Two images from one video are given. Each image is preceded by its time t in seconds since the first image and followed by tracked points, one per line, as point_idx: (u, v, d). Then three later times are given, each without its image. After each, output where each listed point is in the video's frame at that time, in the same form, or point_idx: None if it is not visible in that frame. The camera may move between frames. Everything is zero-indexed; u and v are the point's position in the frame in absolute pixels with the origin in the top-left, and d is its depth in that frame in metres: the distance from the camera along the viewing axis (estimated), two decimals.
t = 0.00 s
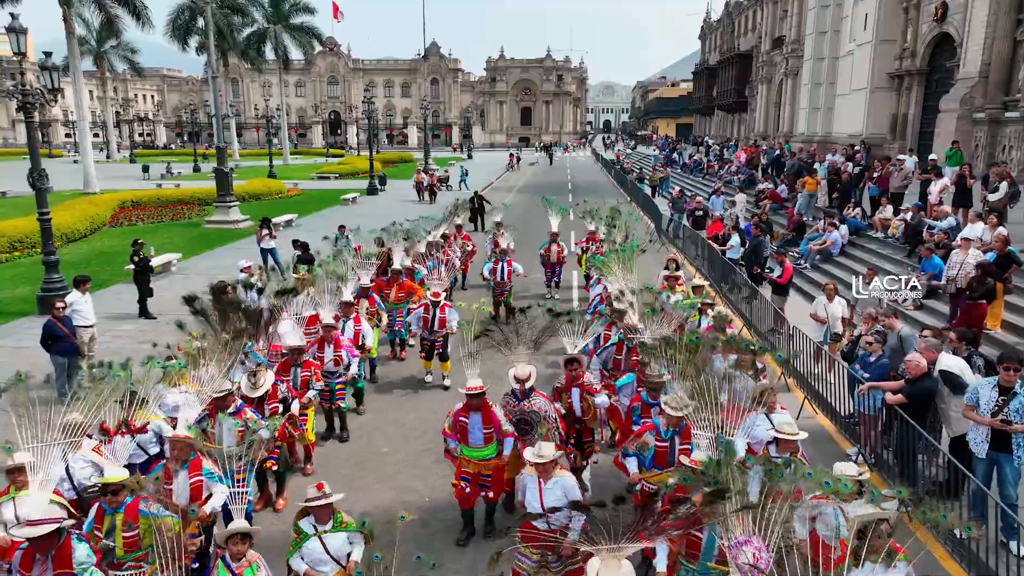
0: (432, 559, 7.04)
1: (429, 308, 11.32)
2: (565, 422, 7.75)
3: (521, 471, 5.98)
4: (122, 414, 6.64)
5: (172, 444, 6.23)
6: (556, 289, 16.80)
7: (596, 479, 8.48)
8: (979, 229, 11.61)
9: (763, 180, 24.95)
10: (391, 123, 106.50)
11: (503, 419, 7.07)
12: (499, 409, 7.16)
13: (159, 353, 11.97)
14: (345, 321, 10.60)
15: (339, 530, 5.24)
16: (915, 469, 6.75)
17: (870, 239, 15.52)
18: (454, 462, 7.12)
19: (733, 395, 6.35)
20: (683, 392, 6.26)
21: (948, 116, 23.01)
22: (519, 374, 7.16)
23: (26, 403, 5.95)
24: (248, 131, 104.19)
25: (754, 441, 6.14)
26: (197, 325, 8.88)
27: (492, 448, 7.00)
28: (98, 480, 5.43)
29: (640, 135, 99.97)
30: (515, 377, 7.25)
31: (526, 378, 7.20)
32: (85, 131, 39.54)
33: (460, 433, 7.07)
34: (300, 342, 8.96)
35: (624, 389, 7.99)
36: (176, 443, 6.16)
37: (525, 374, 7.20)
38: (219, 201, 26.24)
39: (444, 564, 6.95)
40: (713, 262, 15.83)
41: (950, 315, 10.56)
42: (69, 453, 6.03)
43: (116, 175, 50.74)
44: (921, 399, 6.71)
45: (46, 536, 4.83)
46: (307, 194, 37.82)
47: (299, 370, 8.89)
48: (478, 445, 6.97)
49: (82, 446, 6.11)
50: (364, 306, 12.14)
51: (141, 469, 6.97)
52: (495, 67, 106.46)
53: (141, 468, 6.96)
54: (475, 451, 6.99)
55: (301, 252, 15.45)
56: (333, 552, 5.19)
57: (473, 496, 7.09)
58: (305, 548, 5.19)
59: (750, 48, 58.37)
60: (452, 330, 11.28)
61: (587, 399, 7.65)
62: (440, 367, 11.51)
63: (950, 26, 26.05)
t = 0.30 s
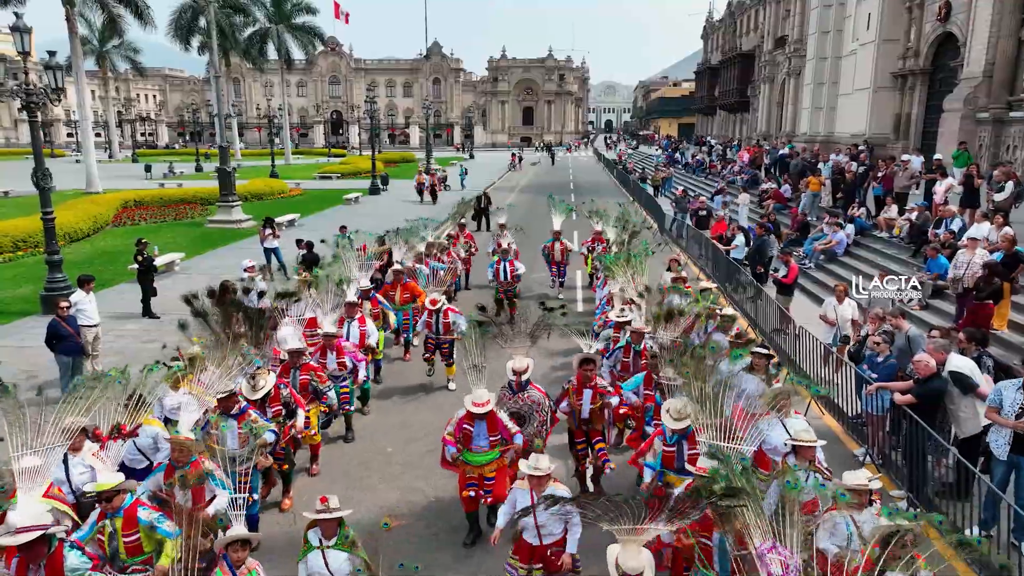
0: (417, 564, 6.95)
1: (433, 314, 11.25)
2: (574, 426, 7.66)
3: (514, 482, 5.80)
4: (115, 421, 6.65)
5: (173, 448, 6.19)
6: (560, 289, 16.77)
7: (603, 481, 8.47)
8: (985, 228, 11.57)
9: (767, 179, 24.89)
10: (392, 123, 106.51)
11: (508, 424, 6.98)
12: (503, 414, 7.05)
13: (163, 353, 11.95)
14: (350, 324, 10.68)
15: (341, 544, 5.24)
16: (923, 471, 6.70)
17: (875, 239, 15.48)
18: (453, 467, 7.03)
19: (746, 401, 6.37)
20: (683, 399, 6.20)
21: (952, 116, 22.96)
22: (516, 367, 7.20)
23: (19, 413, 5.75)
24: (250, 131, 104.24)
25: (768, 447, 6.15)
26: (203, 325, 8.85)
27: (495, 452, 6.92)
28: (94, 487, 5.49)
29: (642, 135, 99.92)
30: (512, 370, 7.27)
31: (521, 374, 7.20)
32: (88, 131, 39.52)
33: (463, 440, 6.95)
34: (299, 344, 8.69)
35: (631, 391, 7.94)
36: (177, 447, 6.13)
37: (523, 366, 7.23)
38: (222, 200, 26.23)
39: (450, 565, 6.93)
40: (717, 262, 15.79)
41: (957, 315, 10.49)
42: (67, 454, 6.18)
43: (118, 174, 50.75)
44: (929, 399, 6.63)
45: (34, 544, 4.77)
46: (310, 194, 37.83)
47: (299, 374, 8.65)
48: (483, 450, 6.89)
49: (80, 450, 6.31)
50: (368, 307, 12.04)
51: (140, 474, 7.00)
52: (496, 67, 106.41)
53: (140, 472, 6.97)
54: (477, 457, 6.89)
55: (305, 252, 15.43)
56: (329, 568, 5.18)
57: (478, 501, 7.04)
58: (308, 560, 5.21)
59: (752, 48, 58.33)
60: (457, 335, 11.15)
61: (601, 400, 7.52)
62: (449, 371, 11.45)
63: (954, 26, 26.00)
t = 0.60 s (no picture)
0: (420, 568, 6.90)
1: (427, 322, 10.92)
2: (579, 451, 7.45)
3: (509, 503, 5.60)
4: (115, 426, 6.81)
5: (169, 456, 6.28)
6: (563, 290, 16.73)
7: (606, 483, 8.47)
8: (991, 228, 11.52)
9: (770, 179, 24.89)
10: (394, 123, 106.50)
11: (518, 431, 6.91)
12: (513, 423, 6.99)
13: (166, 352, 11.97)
14: (349, 325, 10.46)
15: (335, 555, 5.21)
16: (930, 470, 6.72)
17: (879, 239, 15.46)
18: (462, 471, 7.03)
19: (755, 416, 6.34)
20: (685, 406, 5.99)
21: (955, 116, 22.96)
22: (524, 361, 7.28)
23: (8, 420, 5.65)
24: (252, 130, 104.37)
25: (774, 454, 6.26)
26: (207, 324, 8.85)
27: (504, 462, 6.87)
28: (93, 498, 5.44)
29: (643, 135, 100.00)
30: (520, 365, 7.36)
31: (529, 368, 7.30)
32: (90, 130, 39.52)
33: (471, 448, 6.91)
34: (298, 348, 8.84)
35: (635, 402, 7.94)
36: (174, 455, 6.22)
37: (529, 361, 7.31)
38: (225, 200, 26.26)
39: (453, 566, 6.93)
40: (720, 262, 15.75)
41: (963, 316, 10.40)
42: (63, 459, 6.23)
43: (120, 174, 50.86)
44: (937, 398, 6.62)
45: (20, 560, 4.71)
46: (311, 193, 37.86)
47: (297, 376, 8.76)
48: (492, 461, 6.85)
49: (78, 455, 6.36)
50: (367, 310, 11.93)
51: (138, 477, 7.10)
52: (498, 67, 106.51)
53: (141, 475, 7.10)
54: (485, 466, 6.86)
55: (308, 252, 15.43)
56: None
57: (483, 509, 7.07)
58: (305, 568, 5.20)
59: (754, 48, 58.34)
60: (456, 342, 10.98)
61: (610, 429, 7.34)
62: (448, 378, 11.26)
63: (957, 26, 25.98)
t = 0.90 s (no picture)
0: (425, 567, 6.90)
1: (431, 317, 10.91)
2: (582, 448, 7.28)
3: (498, 499, 5.66)
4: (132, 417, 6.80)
5: (179, 448, 6.31)
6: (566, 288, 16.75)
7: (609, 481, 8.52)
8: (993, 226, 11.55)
9: (772, 179, 24.91)
10: (397, 123, 106.49)
11: (517, 429, 7.02)
12: (513, 418, 7.09)
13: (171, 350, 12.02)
14: (354, 323, 10.51)
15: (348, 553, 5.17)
16: (933, 466, 6.79)
17: (881, 238, 15.49)
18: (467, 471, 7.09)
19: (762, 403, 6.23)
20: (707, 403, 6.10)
21: (957, 115, 23.00)
22: (524, 348, 7.21)
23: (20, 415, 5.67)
24: (254, 131, 104.49)
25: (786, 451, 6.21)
26: (214, 321, 8.91)
27: (507, 460, 6.93)
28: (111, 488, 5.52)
29: (645, 135, 100.08)
30: (519, 351, 7.27)
31: (529, 353, 7.23)
32: (94, 130, 39.63)
33: (473, 443, 7.03)
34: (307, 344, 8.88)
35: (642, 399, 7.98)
36: (184, 446, 6.29)
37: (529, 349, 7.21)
38: (228, 199, 26.33)
39: (459, 562, 6.99)
40: (723, 261, 15.77)
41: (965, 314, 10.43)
42: (73, 454, 6.15)
43: (123, 174, 50.96)
44: (939, 394, 6.65)
45: (31, 558, 4.76)
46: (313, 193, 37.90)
47: (305, 373, 8.78)
48: (494, 456, 6.93)
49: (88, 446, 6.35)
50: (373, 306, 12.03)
51: (147, 466, 7.15)
52: (500, 67, 106.62)
53: (148, 465, 7.14)
54: (488, 462, 6.92)
55: (312, 250, 15.48)
56: None
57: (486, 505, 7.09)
58: (308, 565, 5.17)
59: (756, 48, 58.37)
60: (456, 340, 10.78)
61: (606, 423, 7.17)
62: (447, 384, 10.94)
63: (958, 26, 26.03)
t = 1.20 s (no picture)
0: (431, 559, 7.02)
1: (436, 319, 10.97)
2: (577, 454, 7.09)
3: (492, 505, 5.60)
4: (145, 416, 6.88)
5: (188, 443, 6.50)
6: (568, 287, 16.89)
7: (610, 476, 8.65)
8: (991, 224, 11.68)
9: (773, 178, 25.03)
10: (398, 122, 106.72)
11: (521, 427, 7.06)
12: (515, 416, 7.14)
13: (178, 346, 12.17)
14: (359, 324, 10.68)
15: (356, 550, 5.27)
16: (926, 456, 6.95)
17: (881, 236, 15.63)
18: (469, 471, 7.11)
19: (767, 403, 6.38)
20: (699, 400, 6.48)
21: (957, 115, 23.15)
22: (523, 336, 7.49)
23: (37, 408, 5.69)
24: (256, 131, 104.72)
25: (789, 448, 6.40)
26: (223, 317, 9.05)
27: (510, 456, 6.99)
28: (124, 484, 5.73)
29: (647, 135, 100.22)
30: (518, 340, 7.55)
31: (528, 344, 7.50)
32: (97, 130, 39.80)
33: (477, 444, 7.03)
34: (310, 341, 9.00)
35: (645, 394, 8.19)
36: (192, 442, 6.45)
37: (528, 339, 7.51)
38: (232, 198, 26.50)
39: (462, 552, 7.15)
40: (725, 260, 15.88)
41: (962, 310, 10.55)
42: (91, 448, 6.35)
43: (126, 174, 51.08)
44: (934, 386, 6.78)
45: (37, 551, 4.83)
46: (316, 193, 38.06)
47: (309, 369, 8.91)
48: (495, 454, 6.96)
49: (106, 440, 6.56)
50: (376, 303, 12.12)
51: (159, 464, 7.36)
52: (501, 67, 106.87)
53: (160, 462, 7.36)
54: (490, 461, 6.95)
55: (317, 249, 15.63)
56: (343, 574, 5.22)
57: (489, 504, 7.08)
58: (317, 566, 5.27)
59: (757, 48, 58.52)
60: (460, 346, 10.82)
61: (606, 427, 7.02)
62: (451, 383, 11.08)
63: (959, 26, 26.18)
